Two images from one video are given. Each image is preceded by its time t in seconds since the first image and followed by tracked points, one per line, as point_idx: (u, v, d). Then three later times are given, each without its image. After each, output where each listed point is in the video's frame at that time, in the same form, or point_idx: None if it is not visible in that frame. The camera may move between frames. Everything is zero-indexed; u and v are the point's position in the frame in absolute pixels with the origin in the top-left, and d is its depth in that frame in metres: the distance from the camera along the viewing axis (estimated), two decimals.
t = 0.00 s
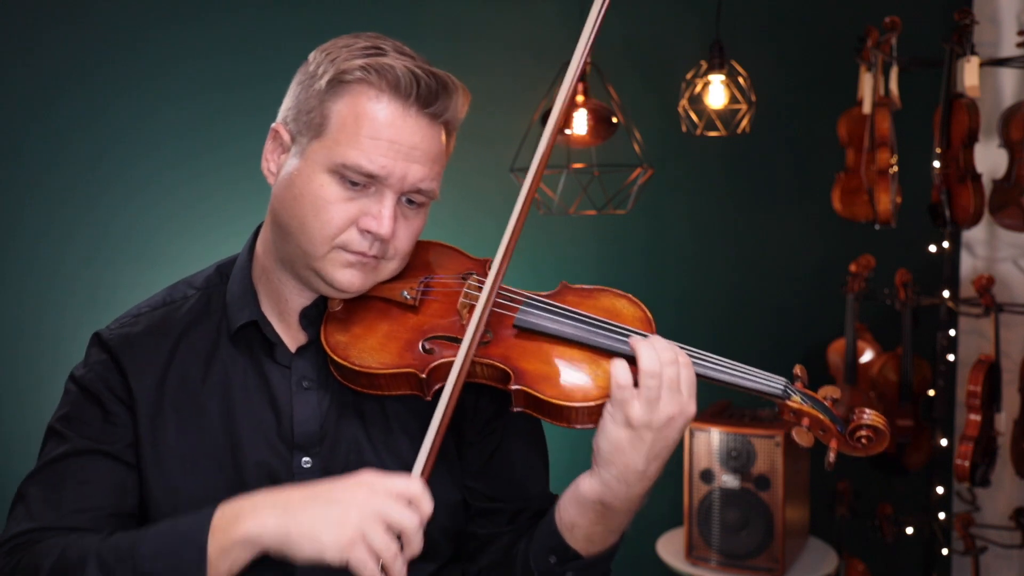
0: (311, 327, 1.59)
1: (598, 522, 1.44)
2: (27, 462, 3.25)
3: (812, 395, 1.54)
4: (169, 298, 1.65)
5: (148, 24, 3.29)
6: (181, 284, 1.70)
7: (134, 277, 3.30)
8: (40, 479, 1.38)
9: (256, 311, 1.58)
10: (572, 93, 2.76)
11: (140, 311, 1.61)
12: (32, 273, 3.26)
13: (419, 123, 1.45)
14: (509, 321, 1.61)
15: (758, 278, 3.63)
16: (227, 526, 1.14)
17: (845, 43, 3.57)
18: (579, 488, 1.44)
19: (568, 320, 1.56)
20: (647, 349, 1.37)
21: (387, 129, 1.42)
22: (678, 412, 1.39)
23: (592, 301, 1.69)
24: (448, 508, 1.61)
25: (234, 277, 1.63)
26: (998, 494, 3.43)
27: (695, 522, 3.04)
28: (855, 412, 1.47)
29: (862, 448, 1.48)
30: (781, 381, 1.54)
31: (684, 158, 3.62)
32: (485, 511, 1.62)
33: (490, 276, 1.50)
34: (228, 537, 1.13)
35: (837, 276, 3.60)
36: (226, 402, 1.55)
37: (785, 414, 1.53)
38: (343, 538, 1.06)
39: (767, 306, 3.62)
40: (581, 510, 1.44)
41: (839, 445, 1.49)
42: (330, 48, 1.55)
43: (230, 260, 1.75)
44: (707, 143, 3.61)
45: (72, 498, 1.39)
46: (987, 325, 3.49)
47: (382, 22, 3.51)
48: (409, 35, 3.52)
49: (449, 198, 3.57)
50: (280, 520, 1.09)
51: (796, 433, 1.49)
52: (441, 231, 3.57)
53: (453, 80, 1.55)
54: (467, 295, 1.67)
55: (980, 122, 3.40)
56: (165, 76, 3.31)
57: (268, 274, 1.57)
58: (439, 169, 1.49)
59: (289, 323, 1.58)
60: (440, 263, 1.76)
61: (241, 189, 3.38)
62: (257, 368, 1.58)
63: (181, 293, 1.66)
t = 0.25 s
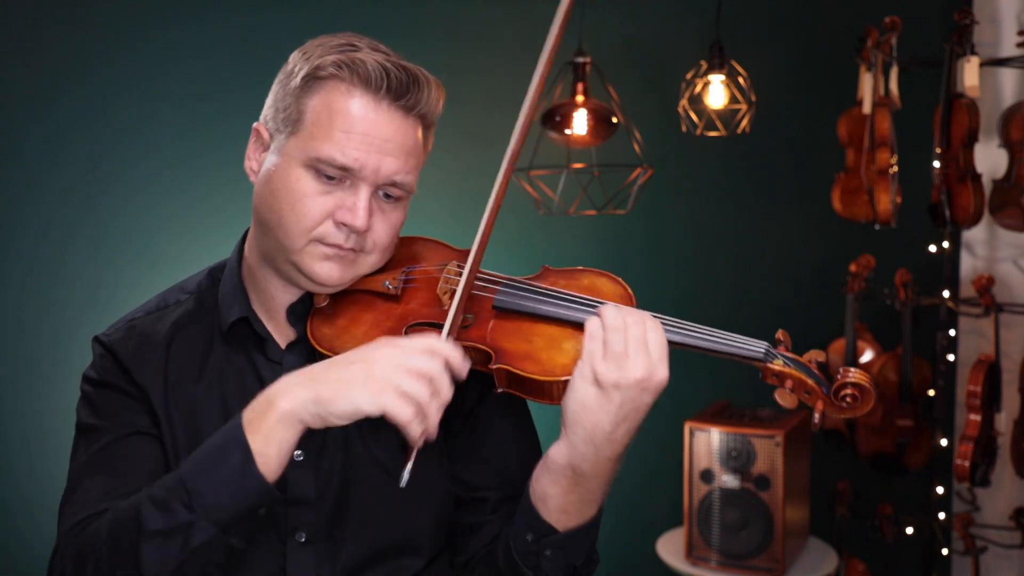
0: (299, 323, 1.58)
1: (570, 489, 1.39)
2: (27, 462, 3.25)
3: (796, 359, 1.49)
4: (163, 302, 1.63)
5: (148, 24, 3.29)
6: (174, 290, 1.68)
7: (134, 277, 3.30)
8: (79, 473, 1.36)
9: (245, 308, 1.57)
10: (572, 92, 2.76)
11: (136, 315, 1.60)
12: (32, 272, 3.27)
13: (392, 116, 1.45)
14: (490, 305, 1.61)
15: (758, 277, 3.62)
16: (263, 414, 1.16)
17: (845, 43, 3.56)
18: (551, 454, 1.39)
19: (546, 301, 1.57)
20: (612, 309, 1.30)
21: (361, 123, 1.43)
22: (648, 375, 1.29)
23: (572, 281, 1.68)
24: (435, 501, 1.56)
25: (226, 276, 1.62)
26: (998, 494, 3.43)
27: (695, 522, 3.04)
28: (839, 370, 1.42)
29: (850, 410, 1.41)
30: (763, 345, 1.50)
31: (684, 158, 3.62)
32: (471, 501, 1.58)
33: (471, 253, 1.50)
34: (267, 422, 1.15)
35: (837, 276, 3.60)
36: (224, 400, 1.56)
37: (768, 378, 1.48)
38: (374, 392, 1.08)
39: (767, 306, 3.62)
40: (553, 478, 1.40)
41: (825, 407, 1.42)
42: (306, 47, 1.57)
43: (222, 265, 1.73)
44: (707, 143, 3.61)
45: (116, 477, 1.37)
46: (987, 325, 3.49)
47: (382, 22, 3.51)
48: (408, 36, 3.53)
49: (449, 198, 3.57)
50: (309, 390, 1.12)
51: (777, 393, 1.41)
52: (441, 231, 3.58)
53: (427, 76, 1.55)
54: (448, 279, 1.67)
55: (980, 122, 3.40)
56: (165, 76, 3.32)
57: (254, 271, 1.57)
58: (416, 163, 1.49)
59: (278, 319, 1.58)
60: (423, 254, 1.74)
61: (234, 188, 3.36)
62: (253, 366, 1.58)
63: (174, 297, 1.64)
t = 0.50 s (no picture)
0: (300, 322, 1.56)
1: (571, 475, 1.37)
2: (27, 461, 3.25)
3: (794, 340, 1.43)
4: (157, 308, 1.62)
5: (148, 24, 3.29)
6: (169, 295, 1.67)
7: (134, 276, 3.30)
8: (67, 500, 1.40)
9: (241, 308, 1.55)
10: (572, 93, 2.76)
11: (129, 323, 1.59)
12: (32, 272, 3.27)
13: (398, 113, 1.46)
14: (488, 299, 1.61)
15: (758, 277, 3.62)
16: (264, 485, 1.15)
17: (845, 43, 3.56)
18: (549, 441, 1.38)
19: (545, 292, 1.57)
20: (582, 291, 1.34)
21: (366, 118, 1.44)
22: (632, 346, 1.29)
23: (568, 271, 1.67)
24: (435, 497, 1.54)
25: (221, 280, 1.60)
26: (997, 494, 3.43)
27: (695, 522, 3.04)
28: (835, 349, 1.34)
29: (847, 391, 1.34)
30: (760, 327, 1.44)
31: (684, 158, 3.62)
32: (471, 494, 1.56)
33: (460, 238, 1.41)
34: (268, 493, 1.14)
35: (837, 276, 3.60)
36: (219, 401, 1.54)
37: (766, 361, 1.43)
38: (377, 459, 1.07)
39: (767, 306, 3.62)
40: (552, 465, 1.38)
41: (822, 388, 1.36)
42: (310, 46, 1.57)
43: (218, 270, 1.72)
44: (707, 143, 3.61)
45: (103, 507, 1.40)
46: (987, 325, 3.49)
47: (382, 23, 3.51)
48: (408, 36, 3.53)
49: (449, 199, 3.57)
50: (313, 462, 1.11)
51: (776, 374, 1.38)
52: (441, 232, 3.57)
53: (430, 75, 1.56)
54: (444, 274, 1.68)
55: (980, 122, 3.40)
56: (165, 76, 3.31)
57: (253, 271, 1.56)
58: (418, 160, 1.50)
59: (276, 319, 1.56)
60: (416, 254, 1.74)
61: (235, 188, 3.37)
62: (249, 366, 1.56)
63: (168, 301, 1.63)
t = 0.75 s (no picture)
0: (299, 321, 1.57)
1: (587, 471, 1.38)
2: (27, 461, 3.25)
3: (793, 331, 1.43)
4: (156, 312, 1.62)
5: (148, 24, 3.29)
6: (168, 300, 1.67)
7: (134, 276, 3.30)
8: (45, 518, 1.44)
9: (236, 310, 1.55)
10: (572, 93, 2.76)
11: (127, 328, 1.59)
12: (31, 272, 3.27)
13: (395, 111, 1.47)
14: (489, 294, 1.61)
15: (757, 277, 3.62)
16: (245, 568, 1.18)
17: (845, 43, 3.56)
18: (564, 439, 1.38)
19: (545, 288, 1.57)
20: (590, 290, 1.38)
21: (365, 117, 1.44)
22: (642, 337, 1.32)
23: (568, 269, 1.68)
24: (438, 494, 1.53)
25: (215, 284, 1.61)
26: (998, 494, 3.43)
27: (695, 522, 3.03)
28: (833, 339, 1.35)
29: (847, 379, 1.34)
30: (759, 319, 1.46)
31: (684, 158, 3.62)
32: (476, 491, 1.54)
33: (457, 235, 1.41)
34: None
35: (837, 276, 3.60)
36: (215, 401, 1.53)
37: (765, 352, 1.43)
38: (351, 558, 1.07)
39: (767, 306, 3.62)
40: (568, 461, 1.38)
41: (822, 377, 1.36)
42: (307, 47, 1.57)
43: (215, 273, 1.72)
44: (707, 143, 3.61)
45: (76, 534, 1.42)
46: (987, 325, 3.49)
47: (382, 23, 3.51)
48: (408, 36, 3.53)
49: (450, 199, 3.57)
50: (290, 554, 1.12)
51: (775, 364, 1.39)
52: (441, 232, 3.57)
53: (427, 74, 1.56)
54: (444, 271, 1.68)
55: (980, 122, 3.40)
56: (165, 76, 3.32)
57: (252, 272, 1.56)
58: (415, 158, 1.51)
59: (275, 319, 1.56)
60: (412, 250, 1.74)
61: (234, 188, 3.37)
62: (245, 366, 1.56)
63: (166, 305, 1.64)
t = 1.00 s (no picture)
0: (297, 319, 1.56)
1: (577, 465, 1.37)
2: (27, 461, 3.25)
3: (792, 328, 1.43)
4: (155, 314, 1.63)
5: (148, 25, 3.29)
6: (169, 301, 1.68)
7: (134, 276, 3.30)
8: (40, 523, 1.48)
9: (233, 311, 1.55)
10: (572, 93, 2.76)
11: (127, 331, 1.60)
12: (32, 273, 3.27)
13: (388, 107, 1.47)
14: (486, 292, 1.61)
15: (757, 277, 3.62)
16: None
17: (845, 43, 3.56)
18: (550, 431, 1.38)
19: (542, 286, 1.57)
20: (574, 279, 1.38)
21: (359, 112, 1.44)
22: (621, 327, 1.33)
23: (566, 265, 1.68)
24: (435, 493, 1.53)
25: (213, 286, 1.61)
26: (998, 494, 3.43)
27: (695, 522, 3.04)
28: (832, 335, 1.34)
29: (846, 374, 1.33)
30: (757, 315, 1.46)
31: (684, 158, 3.62)
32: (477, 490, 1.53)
33: (455, 227, 1.35)
34: None
35: (837, 276, 3.60)
36: (211, 402, 1.53)
37: (763, 348, 1.43)
38: None
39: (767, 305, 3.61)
40: (557, 455, 1.37)
41: (820, 373, 1.36)
42: (297, 46, 1.56)
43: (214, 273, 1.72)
44: (707, 143, 3.61)
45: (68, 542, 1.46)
46: (987, 325, 3.49)
47: (382, 22, 3.51)
48: (408, 36, 3.53)
49: (450, 199, 3.57)
50: None
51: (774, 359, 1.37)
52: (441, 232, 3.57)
53: (419, 68, 1.56)
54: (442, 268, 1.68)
55: (980, 122, 3.40)
56: (165, 76, 3.32)
57: (249, 273, 1.56)
58: (410, 153, 1.51)
59: (272, 319, 1.56)
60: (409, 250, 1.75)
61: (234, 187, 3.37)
62: (242, 366, 1.55)
63: (166, 306, 1.64)
